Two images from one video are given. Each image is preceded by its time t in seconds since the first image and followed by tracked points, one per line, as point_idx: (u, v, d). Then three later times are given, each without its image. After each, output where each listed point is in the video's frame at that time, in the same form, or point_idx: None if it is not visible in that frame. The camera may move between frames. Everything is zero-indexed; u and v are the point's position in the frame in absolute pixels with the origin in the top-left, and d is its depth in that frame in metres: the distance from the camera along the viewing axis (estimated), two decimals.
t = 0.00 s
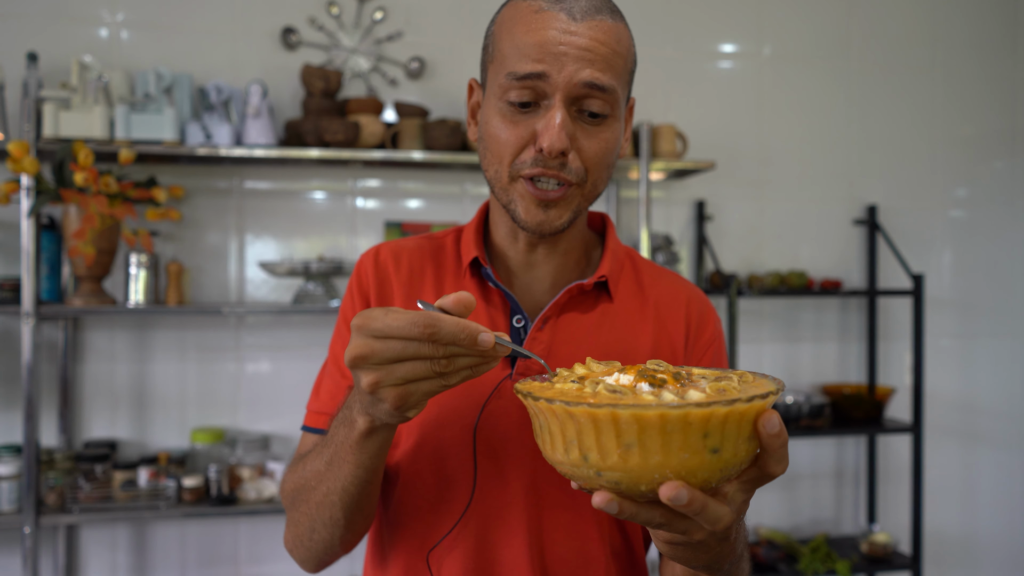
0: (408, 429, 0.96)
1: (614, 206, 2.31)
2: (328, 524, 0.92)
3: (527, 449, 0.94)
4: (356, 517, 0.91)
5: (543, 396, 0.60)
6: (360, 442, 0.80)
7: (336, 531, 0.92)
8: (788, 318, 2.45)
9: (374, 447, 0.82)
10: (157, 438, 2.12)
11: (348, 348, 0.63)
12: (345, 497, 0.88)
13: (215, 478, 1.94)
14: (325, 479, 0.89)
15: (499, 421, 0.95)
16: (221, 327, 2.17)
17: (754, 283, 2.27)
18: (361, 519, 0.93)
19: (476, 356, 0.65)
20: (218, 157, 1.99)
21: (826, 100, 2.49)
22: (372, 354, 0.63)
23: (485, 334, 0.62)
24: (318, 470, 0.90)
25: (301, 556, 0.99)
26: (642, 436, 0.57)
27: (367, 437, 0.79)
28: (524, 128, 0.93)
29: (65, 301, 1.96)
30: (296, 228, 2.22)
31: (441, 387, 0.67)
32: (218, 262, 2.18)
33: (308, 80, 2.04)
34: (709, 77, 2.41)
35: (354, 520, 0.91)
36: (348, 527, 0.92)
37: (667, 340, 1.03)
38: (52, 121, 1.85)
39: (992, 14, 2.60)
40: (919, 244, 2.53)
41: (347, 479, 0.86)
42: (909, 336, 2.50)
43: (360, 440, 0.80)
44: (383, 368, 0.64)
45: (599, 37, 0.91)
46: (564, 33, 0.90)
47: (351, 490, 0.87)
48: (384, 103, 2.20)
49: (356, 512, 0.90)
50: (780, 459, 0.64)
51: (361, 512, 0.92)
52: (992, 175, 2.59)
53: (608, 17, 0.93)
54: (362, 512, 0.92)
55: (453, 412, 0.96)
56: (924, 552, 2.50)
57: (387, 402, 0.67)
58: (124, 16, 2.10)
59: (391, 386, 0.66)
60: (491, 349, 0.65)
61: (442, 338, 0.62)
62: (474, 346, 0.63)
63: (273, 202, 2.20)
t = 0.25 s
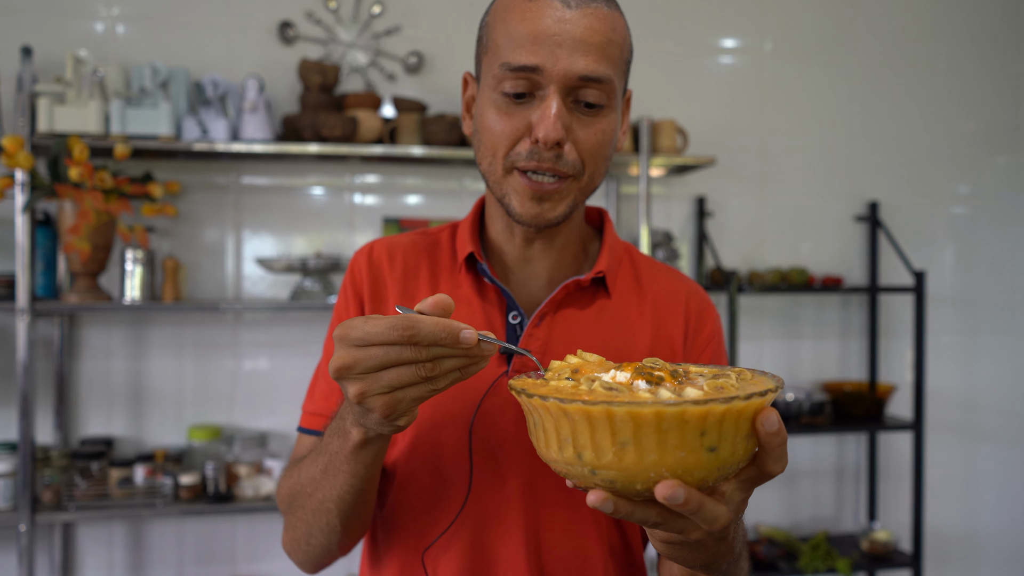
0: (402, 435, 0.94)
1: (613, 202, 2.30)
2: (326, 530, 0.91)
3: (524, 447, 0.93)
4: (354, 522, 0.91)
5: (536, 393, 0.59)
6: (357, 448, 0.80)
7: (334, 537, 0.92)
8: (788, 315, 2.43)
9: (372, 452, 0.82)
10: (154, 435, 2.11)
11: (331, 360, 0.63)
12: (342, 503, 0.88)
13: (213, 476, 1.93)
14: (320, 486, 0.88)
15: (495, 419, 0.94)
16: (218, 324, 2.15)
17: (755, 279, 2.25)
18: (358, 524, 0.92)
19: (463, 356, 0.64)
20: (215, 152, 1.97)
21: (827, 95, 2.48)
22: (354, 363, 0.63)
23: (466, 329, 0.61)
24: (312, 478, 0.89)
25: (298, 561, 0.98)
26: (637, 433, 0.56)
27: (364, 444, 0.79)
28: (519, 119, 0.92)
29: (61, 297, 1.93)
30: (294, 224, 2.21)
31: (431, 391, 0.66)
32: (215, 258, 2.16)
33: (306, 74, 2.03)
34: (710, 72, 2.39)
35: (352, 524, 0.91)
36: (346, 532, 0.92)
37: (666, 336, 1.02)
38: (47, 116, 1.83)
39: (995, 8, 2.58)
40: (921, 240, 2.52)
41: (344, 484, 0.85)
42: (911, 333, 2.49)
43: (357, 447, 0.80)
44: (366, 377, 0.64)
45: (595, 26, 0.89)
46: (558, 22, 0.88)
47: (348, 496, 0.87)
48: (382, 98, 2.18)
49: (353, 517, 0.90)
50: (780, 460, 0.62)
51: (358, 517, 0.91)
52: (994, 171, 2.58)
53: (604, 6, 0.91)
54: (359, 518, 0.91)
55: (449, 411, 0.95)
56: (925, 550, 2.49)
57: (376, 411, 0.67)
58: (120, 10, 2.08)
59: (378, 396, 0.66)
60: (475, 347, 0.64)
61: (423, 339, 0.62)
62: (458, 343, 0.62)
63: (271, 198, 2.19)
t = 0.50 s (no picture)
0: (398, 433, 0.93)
1: (613, 197, 2.28)
2: (323, 532, 0.90)
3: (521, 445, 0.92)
4: (351, 524, 0.90)
5: (525, 386, 0.58)
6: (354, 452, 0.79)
7: (331, 539, 0.91)
8: (788, 310, 2.42)
9: (369, 456, 0.81)
10: (150, 431, 2.10)
11: (321, 361, 0.62)
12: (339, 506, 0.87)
13: (210, 472, 1.91)
14: (317, 489, 0.87)
15: (491, 416, 0.93)
16: (215, 320, 2.14)
17: (754, 275, 2.23)
18: (356, 526, 0.91)
19: (453, 351, 0.62)
20: (211, 147, 1.96)
21: (828, 89, 2.46)
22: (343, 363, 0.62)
23: (452, 322, 0.59)
24: (309, 480, 0.88)
25: (296, 563, 0.97)
26: (627, 428, 0.55)
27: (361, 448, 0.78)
28: (513, 112, 0.91)
29: (57, 293, 1.92)
30: (292, 220, 2.19)
31: (423, 389, 0.65)
32: (212, 254, 2.15)
33: (303, 69, 2.01)
34: (710, 67, 2.38)
35: (349, 526, 0.90)
36: (343, 535, 0.91)
37: (664, 331, 1.01)
38: (42, 110, 1.81)
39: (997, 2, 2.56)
40: (922, 236, 2.51)
41: (341, 488, 0.84)
42: (911, 329, 2.48)
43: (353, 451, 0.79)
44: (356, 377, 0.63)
45: (588, 16, 0.88)
46: (551, 13, 0.87)
47: (345, 499, 0.86)
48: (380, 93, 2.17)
49: (350, 520, 0.89)
50: (773, 455, 0.61)
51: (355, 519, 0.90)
52: (995, 167, 2.56)
53: None
54: (356, 520, 0.90)
55: (444, 409, 0.94)
56: (924, 546, 2.48)
57: (370, 411, 0.66)
58: (116, 3, 2.07)
59: (370, 396, 0.65)
60: (465, 341, 0.62)
61: (411, 335, 0.60)
62: (446, 337, 0.60)
63: (268, 193, 2.17)
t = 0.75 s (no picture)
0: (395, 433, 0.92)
1: (613, 193, 2.28)
2: (320, 535, 0.90)
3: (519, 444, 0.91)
4: (347, 527, 0.89)
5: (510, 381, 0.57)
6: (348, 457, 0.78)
7: (328, 542, 0.90)
8: (789, 306, 2.41)
9: (364, 461, 0.80)
10: (149, 428, 2.09)
11: (309, 371, 0.61)
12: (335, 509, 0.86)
13: (208, 469, 1.90)
14: (312, 494, 0.87)
15: (489, 415, 0.92)
16: (213, 316, 2.13)
17: (755, 271, 2.23)
18: (353, 528, 0.91)
19: (441, 349, 0.62)
20: (209, 142, 1.95)
21: (829, 85, 2.45)
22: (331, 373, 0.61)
23: (438, 319, 0.58)
24: (304, 484, 0.88)
25: (294, 565, 0.97)
26: (610, 424, 0.54)
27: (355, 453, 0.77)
28: (508, 107, 0.90)
29: (54, 289, 1.92)
30: (291, 215, 2.18)
31: (415, 389, 0.64)
32: (210, 250, 2.14)
33: (301, 63, 2.00)
34: (710, 62, 2.37)
35: (346, 529, 0.89)
36: (340, 537, 0.90)
37: (663, 328, 1.00)
38: (39, 105, 1.80)
39: None
40: (923, 232, 2.50)
41: (336, 492, 0.84)
42: (913, 325, 2.47)
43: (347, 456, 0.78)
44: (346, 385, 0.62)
45: (583, 9, 0.87)
46: (545, 6, 0.86)
47: (340, 503, 0.85)
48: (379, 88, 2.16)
49: (347, 522, 0.88)
50: (762, 453, 0.60)
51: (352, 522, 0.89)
52: (997, 163, 2.55)
53: None
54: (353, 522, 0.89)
55: (442, 408, 0.93)
56: (926, 542, 2.48)
57: (364, 417, 0.65)
58: None
59: (362, 402, 0.64)
60: (452, 337, 0.61)
61: (397, 337, 0.59)
62: (433, 335, 0.60)
63: (267, 188, 2.16)
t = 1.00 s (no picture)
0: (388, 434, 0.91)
1: (613, 190, 2.27)
2: (310, 536, 0.89)
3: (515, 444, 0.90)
4: (338, 527, 0.88)
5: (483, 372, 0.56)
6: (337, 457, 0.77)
7: (319, 543, 0.89)
8: (789, 304, 2.41)
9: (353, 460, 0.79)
10: (146, 426, 2.08)
11: (292, 378, 0.60)
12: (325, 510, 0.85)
13: (205, 467, 1.89)
14: (302, 495, 0.86)
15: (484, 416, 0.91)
16: (211, 313, 2.12)
17: (755, 268, 2.23)
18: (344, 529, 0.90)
19: (424, 341, 0.61)
20: (207, 138, 1.94)
21: (829, 82, 2.44)
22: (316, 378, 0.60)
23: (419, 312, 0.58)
24: (294, 486, 0.86)
25: (285, 567, 0.95)
26: (581, 416, 0.53)
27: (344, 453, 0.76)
28: (501, 101, 0.89)
29: (50, 286, 1.90)
30: (289, 212, 2.17)
31: (402, 384, 0.64)
32: (208, 247, 2.13)
33: (299, 58, 1.98)
34: (711, 58, 2.36)
35: (337, 530, 0.88)
36: (331, 538, 0.89)
37: (658, 325, 0.99)
38: (35, 100, 1.79)
39: None
40: (923, 230, 2.49)
41: (326, 492, 0.83)
42: (913, 323, 2.46)
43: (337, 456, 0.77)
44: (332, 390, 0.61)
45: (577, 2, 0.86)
46: None
47: (331, 504, 0.84)
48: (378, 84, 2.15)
49: (338, 523, 0.87)
50: (739, 447, 0.58)
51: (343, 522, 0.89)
52: (997, 160, 2.55)
53: None
54: (344, 523, 0.88)
55: (437, 409, 0.92)
56: (926, 540, 2.47)
57: (353, 418, 0.64)
58: None
59: (350, 403, 0.63)
60: (434, 328, 0.60)
61: (378, 335, 0.58)
62: (416, 328, 0.59)
63: (265, 185, 2.15)
